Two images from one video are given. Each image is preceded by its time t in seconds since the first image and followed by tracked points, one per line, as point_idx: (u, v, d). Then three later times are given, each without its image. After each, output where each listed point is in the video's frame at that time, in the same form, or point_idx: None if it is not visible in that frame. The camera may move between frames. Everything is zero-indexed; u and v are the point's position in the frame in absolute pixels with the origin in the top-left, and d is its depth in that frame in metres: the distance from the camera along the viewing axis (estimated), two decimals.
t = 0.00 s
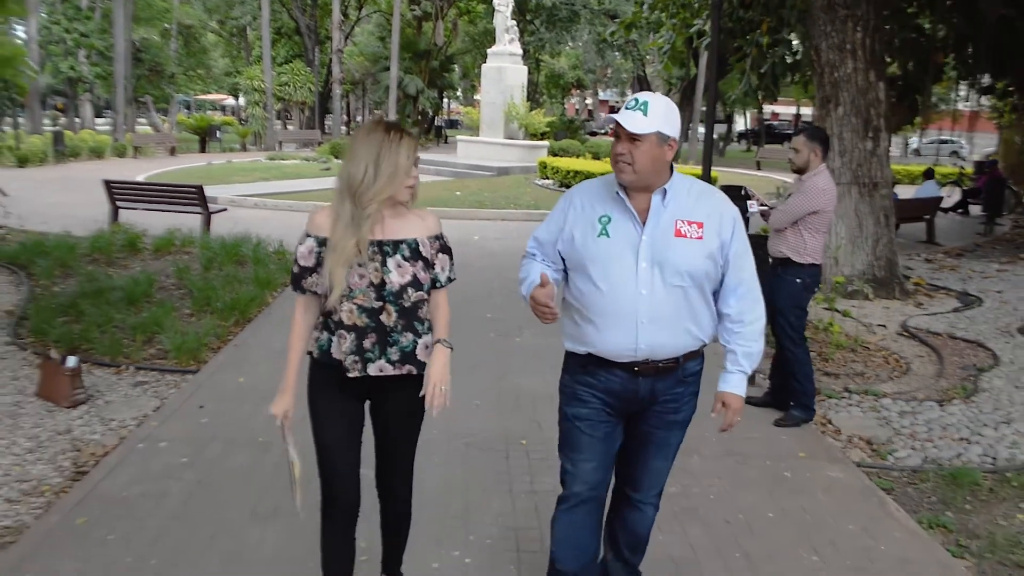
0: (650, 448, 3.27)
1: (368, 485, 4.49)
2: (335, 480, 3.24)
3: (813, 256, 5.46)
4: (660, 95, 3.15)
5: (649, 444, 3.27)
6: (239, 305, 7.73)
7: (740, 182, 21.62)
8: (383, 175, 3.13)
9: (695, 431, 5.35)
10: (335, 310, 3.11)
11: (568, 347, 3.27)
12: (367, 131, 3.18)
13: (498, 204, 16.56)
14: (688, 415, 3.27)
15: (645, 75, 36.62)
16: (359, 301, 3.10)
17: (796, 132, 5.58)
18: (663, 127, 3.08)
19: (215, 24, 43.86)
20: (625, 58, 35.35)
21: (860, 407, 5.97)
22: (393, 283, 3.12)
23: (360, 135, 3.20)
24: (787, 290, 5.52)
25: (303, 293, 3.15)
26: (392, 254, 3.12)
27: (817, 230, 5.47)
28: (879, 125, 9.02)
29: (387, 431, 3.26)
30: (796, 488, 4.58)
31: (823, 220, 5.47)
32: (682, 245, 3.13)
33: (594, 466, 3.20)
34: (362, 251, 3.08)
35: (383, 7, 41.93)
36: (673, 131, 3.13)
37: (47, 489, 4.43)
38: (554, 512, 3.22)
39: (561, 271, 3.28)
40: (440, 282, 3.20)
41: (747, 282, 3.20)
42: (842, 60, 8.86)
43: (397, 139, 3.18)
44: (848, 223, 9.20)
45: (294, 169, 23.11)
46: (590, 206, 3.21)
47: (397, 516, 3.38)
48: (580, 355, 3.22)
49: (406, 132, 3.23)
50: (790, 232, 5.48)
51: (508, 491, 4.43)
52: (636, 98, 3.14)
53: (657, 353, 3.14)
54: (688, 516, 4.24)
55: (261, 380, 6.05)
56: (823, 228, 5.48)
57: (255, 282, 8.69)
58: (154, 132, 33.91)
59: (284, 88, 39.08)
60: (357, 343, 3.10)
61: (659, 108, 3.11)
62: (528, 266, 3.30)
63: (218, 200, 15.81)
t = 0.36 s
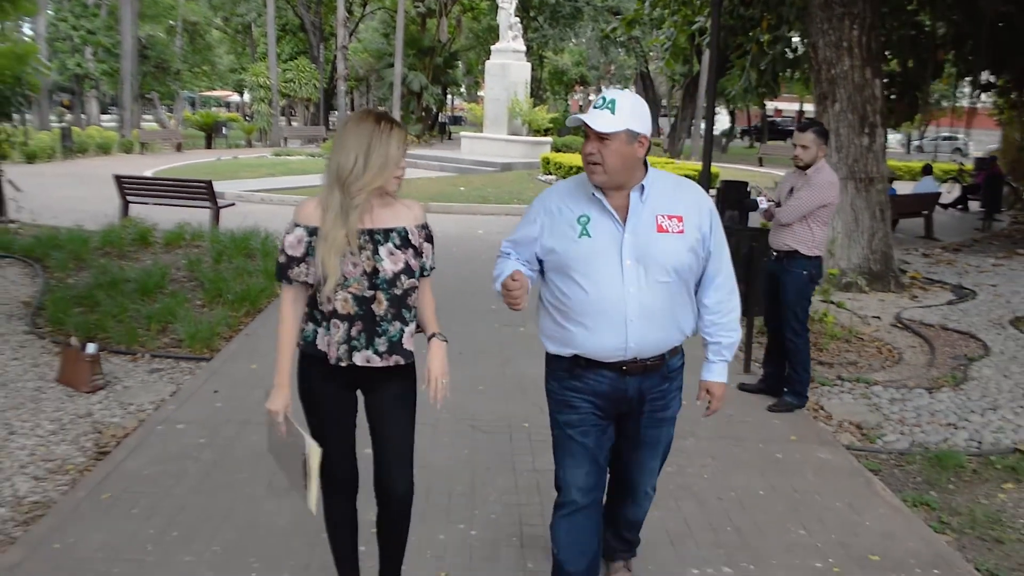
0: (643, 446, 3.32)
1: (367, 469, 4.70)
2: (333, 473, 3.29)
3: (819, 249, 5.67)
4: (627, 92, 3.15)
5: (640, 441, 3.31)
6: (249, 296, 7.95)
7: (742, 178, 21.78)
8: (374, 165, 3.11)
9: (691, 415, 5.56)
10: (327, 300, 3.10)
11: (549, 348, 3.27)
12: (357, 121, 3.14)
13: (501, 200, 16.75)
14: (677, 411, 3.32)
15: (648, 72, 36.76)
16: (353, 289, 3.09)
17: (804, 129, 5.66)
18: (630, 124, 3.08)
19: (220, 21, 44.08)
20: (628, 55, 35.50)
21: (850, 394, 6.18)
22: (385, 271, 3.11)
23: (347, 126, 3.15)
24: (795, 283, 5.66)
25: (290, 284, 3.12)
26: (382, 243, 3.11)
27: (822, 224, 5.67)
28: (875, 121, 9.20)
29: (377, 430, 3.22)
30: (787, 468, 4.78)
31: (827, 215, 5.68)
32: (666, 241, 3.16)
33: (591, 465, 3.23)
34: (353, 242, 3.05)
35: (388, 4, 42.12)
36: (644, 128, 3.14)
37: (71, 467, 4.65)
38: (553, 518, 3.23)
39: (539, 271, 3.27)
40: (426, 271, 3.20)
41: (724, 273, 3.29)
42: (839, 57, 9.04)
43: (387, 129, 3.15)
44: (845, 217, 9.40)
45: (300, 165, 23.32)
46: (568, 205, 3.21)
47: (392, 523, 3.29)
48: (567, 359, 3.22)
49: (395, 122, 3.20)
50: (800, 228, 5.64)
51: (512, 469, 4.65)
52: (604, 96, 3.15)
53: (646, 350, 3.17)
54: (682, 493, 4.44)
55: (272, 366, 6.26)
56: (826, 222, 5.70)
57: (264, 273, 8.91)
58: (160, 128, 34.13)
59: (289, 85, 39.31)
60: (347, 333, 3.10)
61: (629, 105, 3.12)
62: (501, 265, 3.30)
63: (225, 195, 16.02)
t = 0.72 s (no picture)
0: (638, 438, 3.21)
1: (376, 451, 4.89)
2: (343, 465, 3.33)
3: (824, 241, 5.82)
4: (602, 84, 3.14)
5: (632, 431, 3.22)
6: (258, 287, 8.15)
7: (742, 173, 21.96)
8: (385, 161, 3.15)
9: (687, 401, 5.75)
10: (332, 295, 3.14)
11: (532, 340, 3.30)
12: (371, 119, 3.19)
13: (503, 195, 16.94)
14: (669, 394, 3.27)
15: (649, 69, 36.94)
16: (358, 286, 3.12)
17: (808, 126, 5.77)
18: (601, 118, 3.05)
19: (224, 18, 44.29)
20: (630, 52, 35.67)
21: (841, 381, 6.38)
22: (392, 268, 3.14)
23: (360, 124, 3.21)
24: (800, 275, 5.77)
25: (299, 279, 3.15)
26: (391, 240, 3.15)
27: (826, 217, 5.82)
28: (871, 116, 9.38)
29: (386, 428, 3.22)
30: (778, 449, 5.00)
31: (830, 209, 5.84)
32: (642, 230, 3.16)
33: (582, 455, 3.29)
34: (361, 238, 3.10)
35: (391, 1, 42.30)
36: (622, 123, 3.11)
37: (94, 448, 4.86)
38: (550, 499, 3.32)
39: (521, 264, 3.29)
40: (437, 270, 3.23)
41: (705, 262, 3.29)
42: (837, 54, 9.22)
43: (399, 127, 3.20)
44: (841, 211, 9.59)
45: (303, 161, 23.55)
46: (547, 197, 3.22)
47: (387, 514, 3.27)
48: (548, 351, 3.25)
49: (409, 121, 3.24)
50: (808, 222, 5.73)
51: (515, 449, 4.87)
52: (579, 89, 3.14)
53: (623, 340, 3.15)
54: (678, 472, 4.65)
55: (283, 355, 6.46)
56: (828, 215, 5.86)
57: (272, 266, 9.12)
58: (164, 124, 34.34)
59: (292, 81, 39.54)
60: (351, 328, 3.14)
61: (602, 96, 3.09)
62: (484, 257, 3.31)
63: (230, 191, 16.22)
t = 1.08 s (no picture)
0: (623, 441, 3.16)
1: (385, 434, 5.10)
2: (351, 469, 3.32)
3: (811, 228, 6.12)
4: (605, 85, 3.12)
5: (617, 434, 3.18)
6: (268, 280, 8.37)
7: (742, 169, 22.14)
8: (400, 151, 3.21)
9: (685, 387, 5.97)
10: (347, 286, 3.22)
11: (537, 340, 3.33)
12: (388, 111, 3.26)
13: (505, 192, 17.13)
14: (657, 404, 3.18)
15: (651, 66, 37.09)
16: (371, 277, 3.19)
17: (796, 121, 5.96)
18: (599, 119, 3.06)
19: (226, 16, 44.47)
20: (631, 48, 35.83)
21: (834, 368, 6.61)
22: (405, 260, 3.20)
23: (378, 114, 3.28)
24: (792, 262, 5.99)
25: (321, 268, 3.27)
26: (406, 232, 3.20)
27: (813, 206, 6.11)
28: (866, 112, 9.59)
29: (402, 417, 3.34)
30: (771, 431, 5.21)
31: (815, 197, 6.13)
32: (637, 233, 3.12)
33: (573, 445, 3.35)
34: (375, 228, 3.17)
35: None
36: (622, 124, 3.10)
37: (116, 431, 5.09)
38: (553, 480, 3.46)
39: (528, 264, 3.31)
40: (455, 264, 3.26)
41: (709, 269, 3.18)
42: (833, 51, 9.41)
43: (416, 119, 3.25)
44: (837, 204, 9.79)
45: (308, 158, 23.76)
46: (551, 198, 3.24)
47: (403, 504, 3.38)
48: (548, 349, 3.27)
49: (426, 113, 3.30)
50: (803, 213, 5.97)
51: (519, 431, 5.09)
52: (582, 90, 3.14)
53: (613, 343, 3.13)
54: (675, 452, 4.85)
55: (294, 344, 6.68)
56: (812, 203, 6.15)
57: (281, 259, 9.34)
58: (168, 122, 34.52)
59: (295, 78, 39.75)
60: (365, 319, 3.19)
61: (602, 99, 3.08)
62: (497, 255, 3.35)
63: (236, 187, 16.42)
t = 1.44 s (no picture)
0: (638, 434, 3.22)
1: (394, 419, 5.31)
2: (351, 471, 3.25)
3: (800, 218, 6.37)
4: (633, 75, 3.15)
5: (634, 427, 3.23)
6: (278, 274, 8.61)
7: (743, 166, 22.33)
8: (397, 154, 3.16)
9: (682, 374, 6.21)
10: (349, 289, 3.16)
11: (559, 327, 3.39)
12: (383, 112, 3.20)
13: (508, 189, 17.34)
14: (676, 398, 3.22)
15: (652, 63, 37.27)
16: (373, 279, 3.14)
17: (793, 119, 6.02)
18: (627, 107, 3.10)
19: (230, 15, 44.72)
20: (632, 46, 35.99)
21: (827, 355, 6.83)
22: (407, 262, 3.15)
23: (373, 116, 3.22)
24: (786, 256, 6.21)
25: (321, 272, 3.23)
26: (407, 234, 3.15)
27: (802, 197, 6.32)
28: (862, 108, 9.80)
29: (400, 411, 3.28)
30: (765, 416, 5.43)
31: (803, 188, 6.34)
32: (660, 222, 3.15)
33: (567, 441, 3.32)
34: (376, 231, 3.12)
35: None
36: (649, 113, 3.13)
37: (137, 415, 5.33)
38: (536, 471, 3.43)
39: (554, 250, 3.38)
40: (455, 263, 3.22)
41: (734, 263, 3.18)
42: (828, 48, 9.60)
43: (412, 120, 3.20)
44: (834, 199, 10.01)
45: (313, 155, 23.99)
46: (578, 186, 3.30)
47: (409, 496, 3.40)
48: (567, 335, 3.34)
49: (421, 113, 3.25)
50: (799, 206, 6.17)
51: (523, 416, 5.31)
52: (611, 79, 3.18)
53: (630, 332, 3.17)
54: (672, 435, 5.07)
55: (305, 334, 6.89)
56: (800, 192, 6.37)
57: (290, 254, 9.57)
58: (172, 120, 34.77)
59: (299, 77, 40.00)
60: (370, 322, 3.13)
61: (630, 88, 3.11)
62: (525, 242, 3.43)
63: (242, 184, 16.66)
